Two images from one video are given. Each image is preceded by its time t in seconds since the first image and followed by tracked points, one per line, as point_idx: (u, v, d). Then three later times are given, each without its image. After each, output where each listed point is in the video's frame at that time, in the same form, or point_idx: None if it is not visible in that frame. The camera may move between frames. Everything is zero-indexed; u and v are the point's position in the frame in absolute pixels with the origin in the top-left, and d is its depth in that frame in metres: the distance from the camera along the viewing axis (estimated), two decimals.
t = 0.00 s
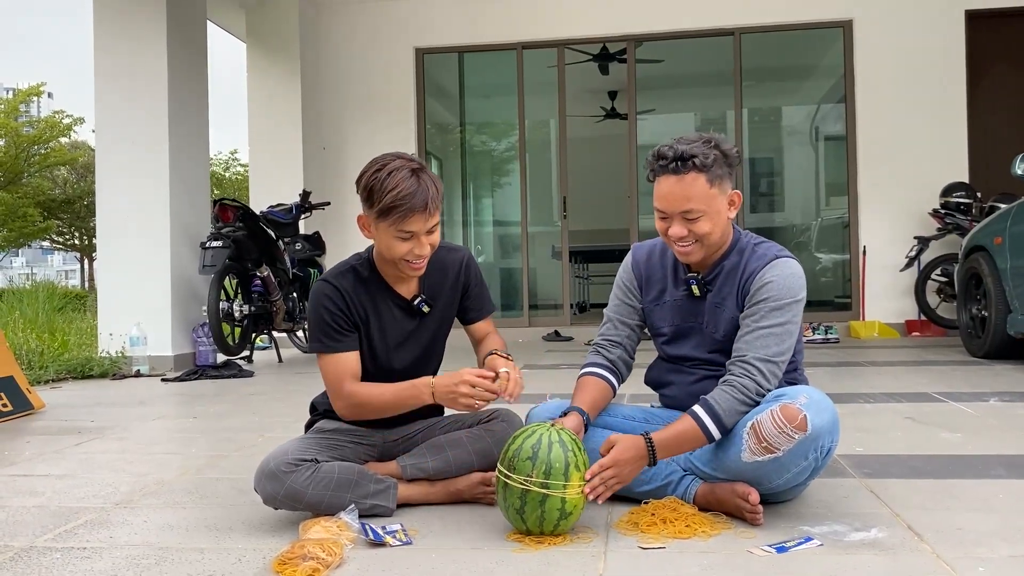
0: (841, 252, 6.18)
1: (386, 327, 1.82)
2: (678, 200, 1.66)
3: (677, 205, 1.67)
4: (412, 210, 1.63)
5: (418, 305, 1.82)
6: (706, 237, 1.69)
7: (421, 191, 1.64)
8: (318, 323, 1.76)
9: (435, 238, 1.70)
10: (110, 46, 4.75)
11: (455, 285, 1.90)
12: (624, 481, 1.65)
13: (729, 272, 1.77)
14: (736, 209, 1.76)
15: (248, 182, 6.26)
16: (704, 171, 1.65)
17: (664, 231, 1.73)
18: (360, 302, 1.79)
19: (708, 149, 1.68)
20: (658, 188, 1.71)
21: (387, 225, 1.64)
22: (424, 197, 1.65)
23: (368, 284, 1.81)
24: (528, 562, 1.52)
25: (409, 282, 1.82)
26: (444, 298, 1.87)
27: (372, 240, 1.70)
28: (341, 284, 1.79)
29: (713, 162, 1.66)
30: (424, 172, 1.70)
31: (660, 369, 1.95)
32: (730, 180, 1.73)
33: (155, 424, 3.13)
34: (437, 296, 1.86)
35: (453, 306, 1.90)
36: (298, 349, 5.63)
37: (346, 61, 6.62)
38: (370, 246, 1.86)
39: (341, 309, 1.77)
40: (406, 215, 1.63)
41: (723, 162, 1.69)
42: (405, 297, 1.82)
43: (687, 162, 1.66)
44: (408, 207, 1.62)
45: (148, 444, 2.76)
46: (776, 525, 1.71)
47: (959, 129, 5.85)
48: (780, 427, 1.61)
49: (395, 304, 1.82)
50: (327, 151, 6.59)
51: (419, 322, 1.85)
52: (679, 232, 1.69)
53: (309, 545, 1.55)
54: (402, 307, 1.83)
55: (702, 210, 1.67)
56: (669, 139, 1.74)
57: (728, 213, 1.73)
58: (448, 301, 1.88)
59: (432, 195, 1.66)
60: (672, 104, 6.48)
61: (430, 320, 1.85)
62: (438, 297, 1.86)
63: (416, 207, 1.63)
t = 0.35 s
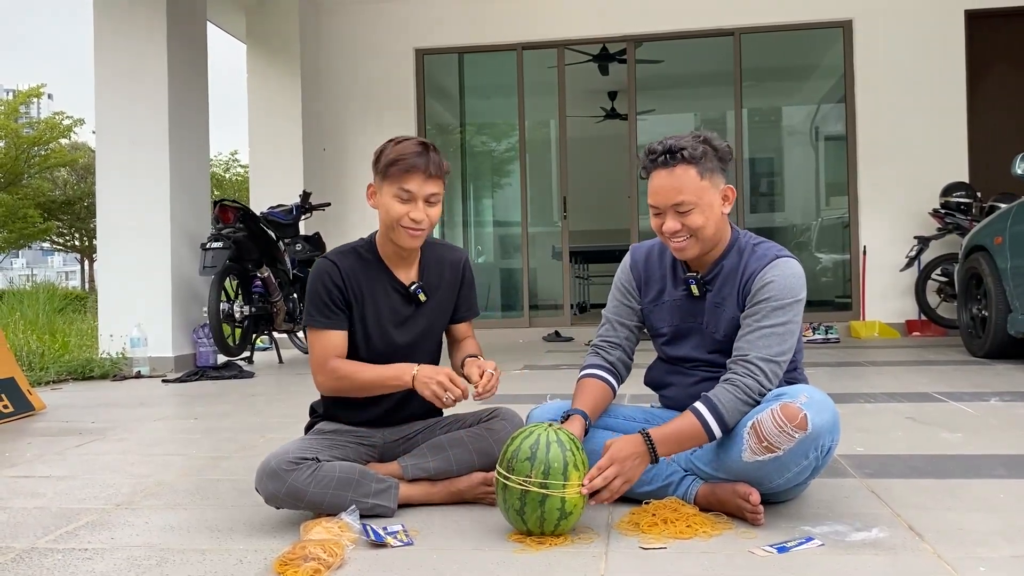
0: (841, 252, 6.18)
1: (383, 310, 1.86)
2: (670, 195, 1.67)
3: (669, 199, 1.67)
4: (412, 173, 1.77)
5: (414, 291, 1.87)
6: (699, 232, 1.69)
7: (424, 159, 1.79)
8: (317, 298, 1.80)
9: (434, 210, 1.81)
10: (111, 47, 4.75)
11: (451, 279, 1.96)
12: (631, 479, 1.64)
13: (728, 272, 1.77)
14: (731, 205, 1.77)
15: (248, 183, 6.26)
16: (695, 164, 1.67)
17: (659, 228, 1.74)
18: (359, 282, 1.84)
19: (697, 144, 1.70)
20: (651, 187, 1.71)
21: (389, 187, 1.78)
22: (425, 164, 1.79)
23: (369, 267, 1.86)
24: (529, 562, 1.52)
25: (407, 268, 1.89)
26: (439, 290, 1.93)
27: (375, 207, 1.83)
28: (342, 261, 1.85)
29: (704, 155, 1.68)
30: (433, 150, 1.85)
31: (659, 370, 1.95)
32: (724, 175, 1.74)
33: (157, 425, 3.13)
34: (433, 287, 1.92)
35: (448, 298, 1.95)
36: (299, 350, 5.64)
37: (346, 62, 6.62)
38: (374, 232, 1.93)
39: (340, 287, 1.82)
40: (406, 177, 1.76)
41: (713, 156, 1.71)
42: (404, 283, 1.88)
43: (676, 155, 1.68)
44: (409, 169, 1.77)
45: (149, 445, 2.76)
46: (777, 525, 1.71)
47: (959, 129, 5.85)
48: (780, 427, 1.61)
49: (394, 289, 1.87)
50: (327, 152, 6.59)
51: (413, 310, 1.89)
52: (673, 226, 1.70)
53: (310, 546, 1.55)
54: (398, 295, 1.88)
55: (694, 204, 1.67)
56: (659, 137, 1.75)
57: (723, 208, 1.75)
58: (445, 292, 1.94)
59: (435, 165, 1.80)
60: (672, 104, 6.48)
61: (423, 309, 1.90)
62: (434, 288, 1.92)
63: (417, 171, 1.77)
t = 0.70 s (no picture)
0: (840, 252, 6.18)
1: (385, 307, 1.86)
2: (664, 179, 1.70)
3: (663, 184, 1.70)
4: (408, 157, 1.83)
5: (417, 289, 1.87)
6: (696, 216, 1.71)
7: (422, 146, 1.85)
8: (319, 290, 1.81)
9: (431, 198, 1.83)
10: (110, 48, 4.75)
11: (453, 282, 1.96)
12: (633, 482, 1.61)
13: (722, 271, 1.78)
14: (721, 199, 1.79)
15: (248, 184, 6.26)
16: (685, 152, 1.72)
17: (650, 218, 1.75)
18: (361, 278, 1.85)
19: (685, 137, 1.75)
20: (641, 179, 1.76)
21: (388, 174, 1.84)
22: (423, 151, 1.84)
23: (373, 263, 1.87)
24: (528, 562, 1.52)
25: (410, 265, 1.90)
26: (441, 290, 1.93)
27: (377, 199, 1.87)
28: (345, 257, 1.86)
29: (694, 145, 1.74)
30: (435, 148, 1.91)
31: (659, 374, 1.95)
32: (711, 168, 1.77)
33: (156, 426, 3.13)
34: (436, 286, 1.92)
35: (450, 300, 1.96)
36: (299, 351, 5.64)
37: (345, 63, 6.63)
38: (377, 231, 1.95)
39: (343, 280, 1.83)
40: (404, 162, 1.82)
41: (700, 149, 1.75)
42: (407, 280, 1.88)
43: (667, 143, 1.73)
44: (406, 155, 1.83)
45: (148, 446, 2.76)
46: (776, 525, 1.71)
47: (958, 129, 5.85)
48: (779, 427, 1.61)
49: (398, 286, 1.87)
50: (327, 153, 6.59)
51: (415, 308, 1.89)
52: (669, 213, 1.71)
53: (309, 547, 1.54)
54: (401, 293, 1.88)
55: (688, 187, 1.70)
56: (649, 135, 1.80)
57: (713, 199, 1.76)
58: (447, 292, 1.94)
59: (433, 154, 1.85)
60: (671, 105, 6.48)
61: (425, 307, 1.90)
62: (436, 288, 1.92)
63: (413, 155, 1.83)
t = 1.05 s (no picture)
0: (839, 252, 6.18)
1: (388, 306, 1.87)
2: (641, 183, 1.71)
3: (642, 188, 1.71)
4: (413, 158, 1.83)
5: (420, 288, 1.88)
6: (677, 216, 1.72)
7: (426, 147, 1.85)
8: (325, 289, 1.81)
9: (434, 199, 1.83)
10: (109, 51, 4.75)
11: (456, 281, 1.97)
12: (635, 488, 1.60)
13: (708, 272, 1.78)
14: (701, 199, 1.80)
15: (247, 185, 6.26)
16: (662, 155, 1.73)
17: (633, 220, 1.75)
18: (365, 277, 1.85)
19: (662, 140, 1.76)
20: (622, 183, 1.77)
21: (391, 176, 1.84)
22: (426, 152, 1.84)
23: (376, 262, 1.87)
24: (528, 564, 1.52)
25: (414, 266, 1.90)
26: (444, 290, 1.94)
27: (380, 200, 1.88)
28: (349, 256, 1.86)
29: (671, 147, 1.75)
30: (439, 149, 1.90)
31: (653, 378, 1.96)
32: (690, 169, 1.78)
33: (156, 428, 3.13)
34: (438, 286, 1.93)
35: (453, 300, 1.96)
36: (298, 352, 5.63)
37: (343, 65, 6.63)
38: (378, 231, 1.95)
39: (348, 280, 1.83)
40: (408, 162, 1.82)
41: (678, 152, 1.76)
42: (410, 280, 1.89)
43: (642, 148, 1.75)
44: (410, 157, 1.83)
45: (147, 448, 2.76)
46: (775, 526, 1.71)
47: (956, 129, 5.86)
48: (777, 427, 1.61)
49: (401, 285, 1.88)
50: (326, 154, 6.59)
51: (417, 308, 1.89)
52: (650, 214, 1.71)
53: (308, 548, 1.54)
54: (404, 292, 1.88)
55: (668, 187, 1.70)
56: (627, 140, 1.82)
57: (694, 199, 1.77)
58: (450, 292, 1.95)
59: (437, 154, 1.85)
60: (669, 106, 6.49)
61: (427, 307, 1.91)
62: (438, 287, 1.93)
63: (417, 156, 1.83)
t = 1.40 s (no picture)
0: (837, 253, 6.19)
1: (384, 307, 1.87)
2: (620, 200, 1.71)
3: (620, 204, 1.72)
4: (436, 180, 1.77)
5: (415, 289, 1.89)
6: (653, 234, 1.72)
7: (448, 167, 1.79)
8: (320, 291, 1.81)
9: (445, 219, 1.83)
10: (107, 52, 4.75)
11: (451, 280, 1.97)
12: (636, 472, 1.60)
13: (700, 273, 1.79)
14: (686, 205, 1.78)
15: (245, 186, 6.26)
16: (641, 172, 1.71)
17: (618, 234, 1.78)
18: (360, 278, 1.85)
19: (647, 152, 1.73)
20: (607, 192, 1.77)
21: (407, 190, 1.78)
22: (449, 173, 1.79)
23: (372, 263, 1.87)
24: (525, 564, 1.52)
25: (409, 267, 1.90)
26: (439, 290, 1.94)
27: (388, 206, 1.82)
28: (344, 257, 1.86)
29: (649, 161, 1.72)
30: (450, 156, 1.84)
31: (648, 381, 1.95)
32: (675, 177, 1.76)
33: (154, 429, 3.13)
34: (433, 286, 1.93)
35: (448, 299, 1.97)
36: (296, 353, 5.64)
37: (341, 66, 6.63)
38: (373, 231, 1.95)
39: (343, 281, 1.83)
40: (430, 183, 1.77)
41: (665, 161, 1.74)
42: (405, 281, 1.89)
43: (620, 163, 1.74)
44: (433, 177, 1.77)
45: (145, 449, 2.76)
46: (772, 526, 1.71)
47: (953, 130, 5.87)
48: (774, 426, 1.61)
49: (396, 287, 1.88)
50: (324, 155, 6.60)
51: (412, 308, 1.90)
52: (628, 230, 1.74)
53: (306, 549, 1.54)
54: (399, 293, 1.88)
55: (642, 209, 1.70)
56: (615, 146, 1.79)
57: (676, 211, 1.76)
58: (445, 293, 1.96)
59: (456, 173, 1.81)
60: (666, 107, 6.49)
61: (422, 307, 1.91)
62: (433, 287, 1.93)
63: (441, 179, 1.77)
